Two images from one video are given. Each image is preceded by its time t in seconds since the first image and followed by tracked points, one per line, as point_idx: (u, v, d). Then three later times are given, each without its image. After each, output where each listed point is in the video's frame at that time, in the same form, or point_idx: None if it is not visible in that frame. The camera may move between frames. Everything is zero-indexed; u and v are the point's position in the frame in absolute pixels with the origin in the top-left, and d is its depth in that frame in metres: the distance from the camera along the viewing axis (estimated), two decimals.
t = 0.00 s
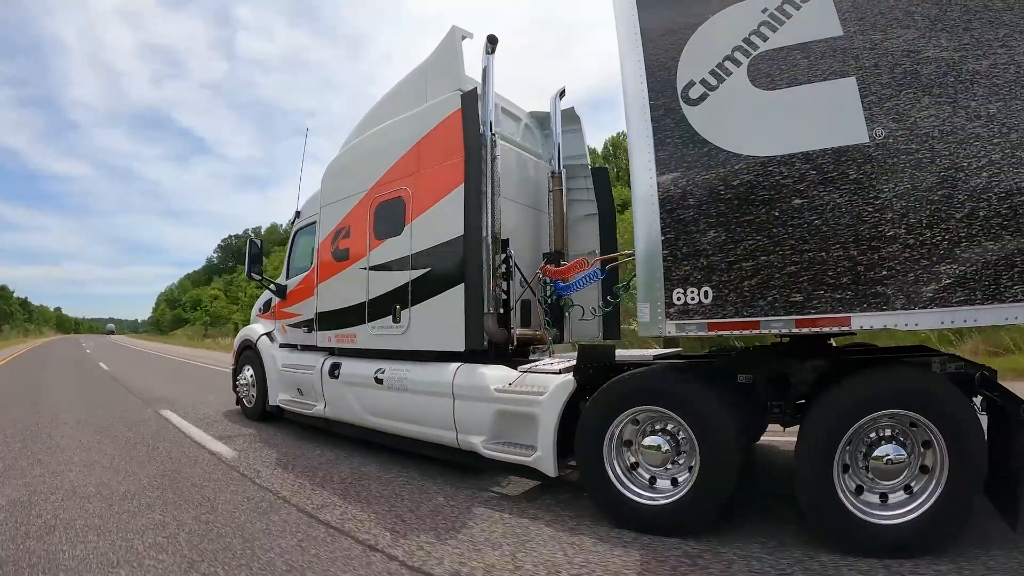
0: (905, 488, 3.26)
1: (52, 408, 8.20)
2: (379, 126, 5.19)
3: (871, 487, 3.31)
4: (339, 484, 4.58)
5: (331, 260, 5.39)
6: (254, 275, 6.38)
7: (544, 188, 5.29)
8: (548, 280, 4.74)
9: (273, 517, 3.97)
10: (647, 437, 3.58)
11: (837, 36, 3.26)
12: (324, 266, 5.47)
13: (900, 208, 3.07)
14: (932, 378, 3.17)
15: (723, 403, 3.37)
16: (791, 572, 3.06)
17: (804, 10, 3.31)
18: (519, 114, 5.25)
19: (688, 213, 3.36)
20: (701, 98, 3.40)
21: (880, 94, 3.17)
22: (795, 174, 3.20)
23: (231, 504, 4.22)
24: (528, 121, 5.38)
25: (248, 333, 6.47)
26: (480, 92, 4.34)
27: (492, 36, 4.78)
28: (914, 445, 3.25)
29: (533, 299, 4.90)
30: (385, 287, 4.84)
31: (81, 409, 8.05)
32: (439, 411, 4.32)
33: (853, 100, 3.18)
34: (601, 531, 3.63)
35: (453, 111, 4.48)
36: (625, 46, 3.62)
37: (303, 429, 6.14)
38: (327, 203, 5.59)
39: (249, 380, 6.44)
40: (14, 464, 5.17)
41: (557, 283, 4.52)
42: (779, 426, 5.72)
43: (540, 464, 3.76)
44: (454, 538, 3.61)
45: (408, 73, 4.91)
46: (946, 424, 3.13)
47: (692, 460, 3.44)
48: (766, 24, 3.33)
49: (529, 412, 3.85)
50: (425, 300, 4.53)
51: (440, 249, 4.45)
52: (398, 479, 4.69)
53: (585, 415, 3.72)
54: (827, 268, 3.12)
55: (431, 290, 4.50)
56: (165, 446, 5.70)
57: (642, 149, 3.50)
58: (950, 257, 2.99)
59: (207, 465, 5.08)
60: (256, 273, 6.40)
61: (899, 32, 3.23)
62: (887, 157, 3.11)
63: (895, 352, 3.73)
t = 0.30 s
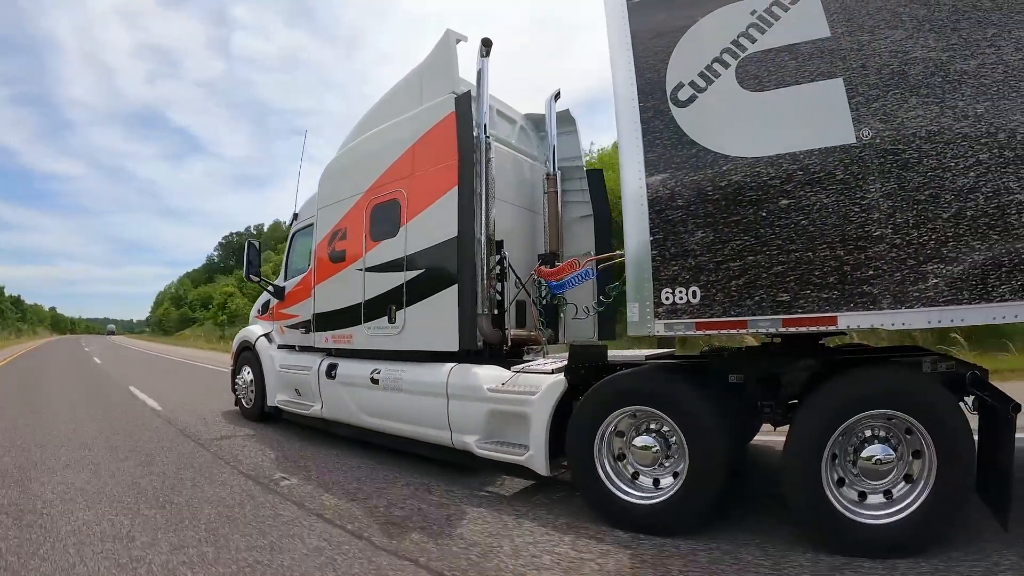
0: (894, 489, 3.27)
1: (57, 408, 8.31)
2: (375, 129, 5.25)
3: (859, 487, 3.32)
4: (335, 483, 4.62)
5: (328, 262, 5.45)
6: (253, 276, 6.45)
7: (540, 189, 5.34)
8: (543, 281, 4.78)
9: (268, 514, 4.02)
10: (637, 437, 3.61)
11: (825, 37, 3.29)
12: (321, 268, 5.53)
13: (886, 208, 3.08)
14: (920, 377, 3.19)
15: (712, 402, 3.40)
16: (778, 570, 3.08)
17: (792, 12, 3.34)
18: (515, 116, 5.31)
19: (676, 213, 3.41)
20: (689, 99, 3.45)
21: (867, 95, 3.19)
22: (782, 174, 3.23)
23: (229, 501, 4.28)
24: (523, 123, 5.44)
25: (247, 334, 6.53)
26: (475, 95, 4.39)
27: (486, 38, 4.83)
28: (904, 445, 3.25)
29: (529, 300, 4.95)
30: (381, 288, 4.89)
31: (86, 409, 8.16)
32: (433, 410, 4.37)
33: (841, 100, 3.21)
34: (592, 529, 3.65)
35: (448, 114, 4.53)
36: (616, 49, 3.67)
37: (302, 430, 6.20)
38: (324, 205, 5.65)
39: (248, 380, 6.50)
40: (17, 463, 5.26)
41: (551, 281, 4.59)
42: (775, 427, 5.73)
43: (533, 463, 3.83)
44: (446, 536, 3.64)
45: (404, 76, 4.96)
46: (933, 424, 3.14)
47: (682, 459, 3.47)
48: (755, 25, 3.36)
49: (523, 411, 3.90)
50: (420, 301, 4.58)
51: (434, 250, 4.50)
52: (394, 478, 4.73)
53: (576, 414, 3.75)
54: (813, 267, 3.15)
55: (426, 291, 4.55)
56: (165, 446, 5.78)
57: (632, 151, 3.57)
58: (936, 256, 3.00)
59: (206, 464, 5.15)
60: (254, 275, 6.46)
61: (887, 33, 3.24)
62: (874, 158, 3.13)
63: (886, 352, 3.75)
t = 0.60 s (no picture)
0: (885, 487, 3.29)
1: (59, 407, 8.39)
2: (373, 130, 5.30)
3: (849, 485, 3.35)
4: (333, 481, 4.67)
5: (327, 261, 5.50)
6: (253, 276, 6.51)
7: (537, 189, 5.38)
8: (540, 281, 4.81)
9: (266, 511, 4.07)
10: (631, 435, 3.65)
11: (815, 39, 3.31)
12: (320, 267, 5.59)
13: (876, 209, 3.11)
14: (909, 377, 3.22)
15: (703, 400, 3.43)
16: (768, 568, 3.11)
17: (783, 14, 3.37)
18: (513, 117, 5.35)
19: (667, 215, 3.47)
20: (681, 102, 3.50)
21: (857, 97, 3.22)
22: (772, 176, 3.28)
23: (229, 498, 4.36)
24: (521, 124, 5.49)
25: (247, 333, 6.60)
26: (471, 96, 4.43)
27: (483, 40, 4.88)
28: (894, 444, 3.28)
29: (526, 299, 5.01)
30: (379, 288, 4.94)
31: (90, 408, 8.26)
32: (430, 408, 4.42)
33: (830, 102, 3.24)
34: (585, 527, 3.69)
35: (445, 115, 4.58)
36: (609, 52, 3.72)
37: (302, 428, 6.26)
38: (323, 205, 5.71)
39: (247, 379, 6.57)
40: (21, 462, 5.33)
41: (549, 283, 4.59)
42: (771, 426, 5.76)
43: (527, 461, 3.87)
44: (440, 533, 3.68)
45: (402, 78, 5.01)
46: (922, 423, 3.16)
47: (674, 458, 3.51)
48: (745, 28, 3.40)
49: (517, 410, 3.95)
50: (417, 300, 4.64)
51: (431, 250, 4.55)
52: (391, 475, 4.79)
53: (570, 412, 3.79)
54: (803, 268, 3.19)
55: (423, 290, 4.60)
56: (168, 444, 5.86)
57: (625, 153, 3.63)
58: (925, 257, 3.03)
59: (207, 461, 5.23)
60: (254, 274, 6.53)
61: (877, 34, 3.26)
62: (863, 159, 3.16)
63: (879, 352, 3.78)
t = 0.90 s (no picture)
0: (876, 486, 3.32)
1: (61, 407, 8.45)
2: (372, 131, 5.34)
3: (842, 483, 3.39)
4: (332, 479, 4.72)
5: (326, 262, 5.55)
6: (253, 276, 6.56)
7: (535, 190, 5.42)
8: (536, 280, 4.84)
9: (265, 510, 4.12)
10: (626, 434, 3.69)
11: (808, 42, 3.35)
12: (319, 267, 5.63)
13: (867, 210, 3.15)
14: (900, 376, 3.25)
15: (697, 399, 3.47)
16: (760, 565, 3.14)
17: (777, 17, 3.41)
18: (511, 118, 5.39)
19: (662, 216, 3.52)
20: (675, 104, 3.55)
21: (849, 99, 3.26)
22: (765, 177, 3.32)
23: (230, 496, 4.42)
24: (520, 125, 5.53)
25: (247, 333, 6.65)
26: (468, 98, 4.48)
27: (481, 42, 4.92)
28: (886, 443, 3.32)
29: (524, 299, 5.05)
30: (378, 288, 4.99)
31: (92, 408, 8.32)
32: (428, 407, 4.47)
33: (822, 105, 3.28)
34: (581, 524, 3.73)
35: (442, 117, 4.62)
36: (605, 55, 3.76)
37: (302, 427, 6.32)
38: (322, 206, 5.75)
39: (248, 378, 6.62)
40: (23, 461, 5.39)
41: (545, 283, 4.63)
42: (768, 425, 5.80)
43: (523, 459, 3.92)
44: (437, 530, 3.73)
45: (400, 79, 5.06)
46: (913, 422, 3.20)
47: (668, 456, 3.55)
48: (739, 31, 3.44)
49: (514, 408, 4.00)
50: (416, 300, 4.68)
51: (429, 251, 4.59)
52: (390, 473, 4.84)
53: (566, 411, 3.84)
54: (795, 268, 3.23)
55: (421, 290, 4.65)
56: (169, 443, 5.92)
57: (620, 154, 3.68)
58: (916, 257, 3.07)
59: (208, 460, 5.28)
60: (254, 274, 6.58)
61: (870, 37, 3.29)
62: (855, 160, 3.20)
63: (873, 351, 3.81)
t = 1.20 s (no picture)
0: (870, 485, 3.35)
1: (61, 407, 8.48)
2: (371, 133, 5.37)
3: (836, 482, 3.42)
4: (332, 479, 4.75)
5: (325, 263, 5.58)
6: (253, 277, 6.59)
7: (533, 190, 5.46)
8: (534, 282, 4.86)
9: (265, 509, 4.15)
10: (622, 432, 3.72)
11: (802, 44, 3.38)
12: (318, 268, 5.67)
13: (861, 210, 3.18)
14: (894, 375, 3.29)
15: (692, 398, 3.51)
16: (755, 563, 3.17)
17: (771, 20, 3.44)
18: (509, 119, 5.42)
19: (658, 217, 3.56)
20: (671, 106, 3.58)
21: (843, 101, 3.28)
22: (759, 179, 3.35)
23: (231, 495, 4.45)
24: (517, 126, 5.57)
25: (247, 333, 6.68)
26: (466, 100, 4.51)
27: (479, 43, 4.96)
28: (881, 443, 3.34)
29: (522, 299, 5.09)
30: (377, 288, 5.02)
31: (93, 408, 8.36)
32: (427, 407, 4.50)
33: (816, 107, 3.31)
34: (578, 523, 3.76)
35: (441, 118, 4.65)
36: (601, 57, 3.79)
37: (302, 427, 6.35)
38: (321, 207, 5.78)
39: (248, 378, 6.65)
40: (24, 462, 5.41)
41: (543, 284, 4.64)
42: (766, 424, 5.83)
43: (521, 458, 3.95)
44: (436, 529, 3.76)
45: (398, 81, 5.09)
46: (907, 421, 3.23)
47: (664, 455, 3.58)
48: (734, 33, 3.47)
49: (512, 408, 4.04)
50: (414, 301, 4.72)
51: (428, 251, 4.63)
52: (390, 472, 4.88)
53: (563, 410, 3.87)
54: (789, 269, 3.26)
55: (420, 291, 4.68)
56: (170, 442, 5.95)
57: (616, 156, 3.71)
58: (909, 257, 3.10)
59: (209, 460, 5.32)
60: (254, 275, 6.61)
61: (864, 39, 3.32)
62: (848, 162, 3.23)
63: (868, 351, 3.84)
